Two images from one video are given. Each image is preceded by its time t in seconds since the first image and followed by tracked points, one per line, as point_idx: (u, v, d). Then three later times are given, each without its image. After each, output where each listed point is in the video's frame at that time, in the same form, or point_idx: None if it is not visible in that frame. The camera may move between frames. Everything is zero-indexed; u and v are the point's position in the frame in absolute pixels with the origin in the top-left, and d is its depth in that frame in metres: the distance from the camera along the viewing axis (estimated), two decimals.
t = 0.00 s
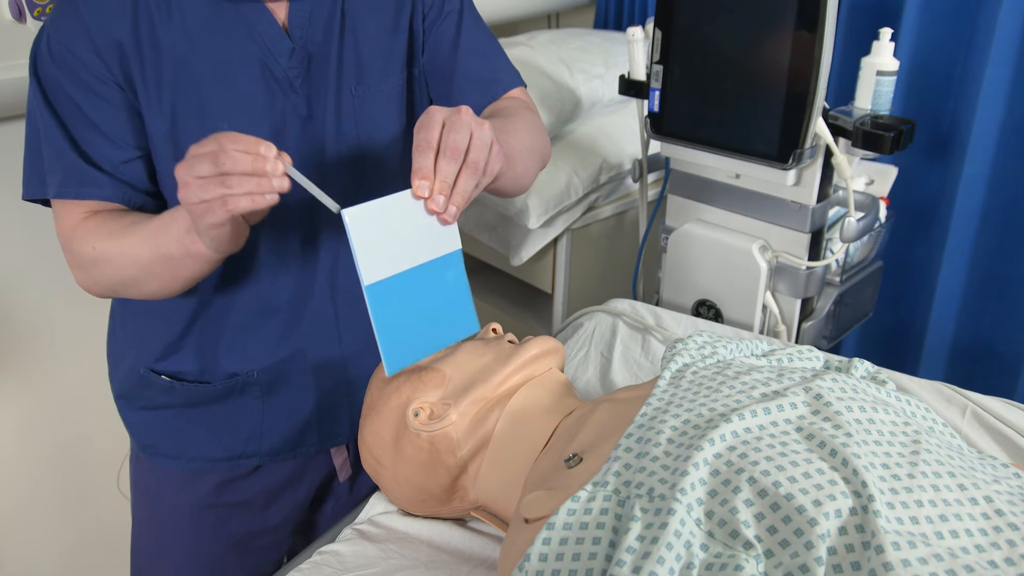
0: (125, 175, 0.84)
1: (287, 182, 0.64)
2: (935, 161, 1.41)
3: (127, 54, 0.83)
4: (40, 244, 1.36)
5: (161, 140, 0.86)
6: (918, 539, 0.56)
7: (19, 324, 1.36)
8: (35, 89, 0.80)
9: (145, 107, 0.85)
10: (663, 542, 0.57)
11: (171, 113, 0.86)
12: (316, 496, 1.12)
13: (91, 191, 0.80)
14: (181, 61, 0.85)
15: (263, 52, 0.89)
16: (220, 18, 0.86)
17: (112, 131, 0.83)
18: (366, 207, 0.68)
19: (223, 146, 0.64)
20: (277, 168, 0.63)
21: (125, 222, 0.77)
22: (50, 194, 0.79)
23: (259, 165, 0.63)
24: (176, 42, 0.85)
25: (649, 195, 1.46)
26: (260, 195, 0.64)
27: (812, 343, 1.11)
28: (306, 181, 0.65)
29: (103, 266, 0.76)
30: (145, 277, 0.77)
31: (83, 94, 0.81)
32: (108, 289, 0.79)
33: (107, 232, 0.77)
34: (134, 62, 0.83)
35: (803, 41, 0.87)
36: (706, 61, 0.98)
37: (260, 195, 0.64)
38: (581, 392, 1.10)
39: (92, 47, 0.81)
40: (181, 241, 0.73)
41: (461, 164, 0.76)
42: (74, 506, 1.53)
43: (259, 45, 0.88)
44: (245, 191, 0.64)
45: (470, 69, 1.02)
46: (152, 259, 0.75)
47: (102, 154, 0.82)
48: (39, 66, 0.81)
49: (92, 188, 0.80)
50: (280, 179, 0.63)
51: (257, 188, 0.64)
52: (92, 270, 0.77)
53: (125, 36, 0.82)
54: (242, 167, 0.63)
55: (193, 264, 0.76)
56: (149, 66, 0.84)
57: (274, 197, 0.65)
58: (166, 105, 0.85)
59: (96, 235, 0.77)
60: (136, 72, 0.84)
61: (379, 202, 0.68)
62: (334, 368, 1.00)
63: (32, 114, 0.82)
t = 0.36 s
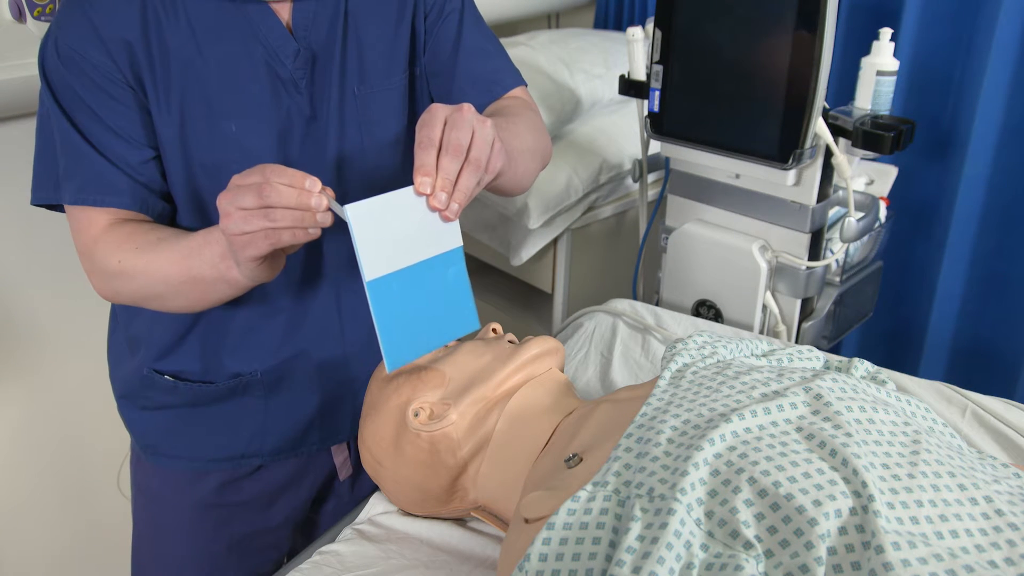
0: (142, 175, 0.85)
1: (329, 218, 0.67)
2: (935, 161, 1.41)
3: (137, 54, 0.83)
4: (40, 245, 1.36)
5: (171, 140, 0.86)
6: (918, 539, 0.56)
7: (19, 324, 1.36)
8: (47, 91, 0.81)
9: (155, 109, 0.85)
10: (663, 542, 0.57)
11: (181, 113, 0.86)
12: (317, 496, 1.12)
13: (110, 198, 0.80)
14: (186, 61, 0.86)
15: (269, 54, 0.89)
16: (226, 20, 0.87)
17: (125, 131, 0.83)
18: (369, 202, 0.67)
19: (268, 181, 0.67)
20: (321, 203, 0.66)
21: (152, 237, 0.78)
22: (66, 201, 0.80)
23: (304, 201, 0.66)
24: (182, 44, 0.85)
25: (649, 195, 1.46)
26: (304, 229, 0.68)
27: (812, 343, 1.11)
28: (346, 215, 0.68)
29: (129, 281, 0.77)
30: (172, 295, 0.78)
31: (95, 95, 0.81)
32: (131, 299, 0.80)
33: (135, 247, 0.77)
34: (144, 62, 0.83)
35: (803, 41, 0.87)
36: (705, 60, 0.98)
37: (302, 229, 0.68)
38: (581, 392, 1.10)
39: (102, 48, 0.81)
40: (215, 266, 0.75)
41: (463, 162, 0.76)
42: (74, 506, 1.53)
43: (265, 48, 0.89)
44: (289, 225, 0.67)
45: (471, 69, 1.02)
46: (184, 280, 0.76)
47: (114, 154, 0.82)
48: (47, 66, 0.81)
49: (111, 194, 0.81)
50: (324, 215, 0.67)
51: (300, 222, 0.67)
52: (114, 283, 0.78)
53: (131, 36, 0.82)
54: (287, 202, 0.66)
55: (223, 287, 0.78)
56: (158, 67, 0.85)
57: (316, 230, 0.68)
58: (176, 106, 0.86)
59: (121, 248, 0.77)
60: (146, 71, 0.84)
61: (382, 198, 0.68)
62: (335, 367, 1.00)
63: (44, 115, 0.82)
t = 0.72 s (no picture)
0: (144, 176, 0.85)
1: (332, 215, 0.67)
2: (935, 161, 1.41)
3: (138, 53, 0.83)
4: (40, 245, 1.36)
5: (174, 140, 0.86)
6: (918, 539, 0.56)
7: (19, 325, 1.36)
8: (49, 92, 0.81)
9: (158, 109, 0.85)
10: (663, 542, 0.57)
11: (184, 114, 0.86)
12: (318, 496, 1.12)
13: (112, 199, 0.80)
14: (187, 62, 0.86)
15: (271, 55, 0.89)
16: (228, 20, 0.87)
17: (127, 132, 0.83)
18: (369, 203, 0.67)
19: (271, 179, 0.67)
20: (323, 201, 0.66)
21: (154, 238, 0.78)
22: (68, 202, 0.80)
23: (306, 199, 0.66)
24: (185, 45, 0.85)
25: (649, 195, 1.46)
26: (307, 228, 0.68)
27: (812, 343, 1.11)
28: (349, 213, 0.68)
29: (131, 282, 0.77)
30: (174, 295, 0.78)
31: (97, 95, 0.81)
32: (133, 299, 0.80)
33: (137, 248, 0.77)
34: (146, 63, 0.83)
35: (802, 41, 0.87)
36: (706, 60, 0.98)
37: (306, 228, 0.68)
38: (581, 392, 1.10)
39: (104, 49, 0.81)
40: (219, 265, 0.75)
41: (465, 163, 0.76)
42: (75, 507, 1.53)
43: (267, 48, 0.89)
44: (293, 223, 0.67)
45: (470, 69, 1.02)
46: (186, 280, 0.76)
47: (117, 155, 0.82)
48: (49, 66, 0.81)
49: (114, 195, 0.81)
50: (326, 214, 0.67)
51: (303, 221, 0.67)
52: (116, 283, 0.78)
53: (133, 37, 0.82)
54: (290, 200, 0.66)
55: (226, 287, 0.78)
56: (161, 66, 0.85)
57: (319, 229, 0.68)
58: (178, 106, 0.86)
59: (123, 249, 0.78)
60: (148, 71, 0.84)
61: (383, 198, 0.68)
62: (336, 367, 1.00)
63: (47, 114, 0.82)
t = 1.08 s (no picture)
0: (143, 175, 0.85)
1: (322, 200, 0.67)
2: (935, 161, 1.41)
3: (140, 54, 0.83)
4: (40, 245, 1.36)
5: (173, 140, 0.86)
6: (918, 539, 0.56)
7: (19, 325, 1.36)
8: (48, 92, 0.80)
9: (158, 109, 0.85)
10: (663, 542, 0.57)
11: (184, 114, 0.86)
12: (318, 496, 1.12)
13: (111, 199, 0.81)
14: (189, 62, 0.86)
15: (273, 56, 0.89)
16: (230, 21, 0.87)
17: (127, 132, 0.83)
18: (384, 214, 0.66)
19: (260, 165, 0.67)
20: (314, 186, 0.66)
21: (148, 232, 0.78)
22: (67, 202, 0.80)
23: (296, 183, 0.66)
24: (186, 46, 0.85)
25: (649, 195, 1.46)
26: (296, 213, 0.67)
27: (812, 343, 1.11)
28: (339, 199, 0.68)
29: (127, 277, 0.77)
30: (169, 289, 0.78)
31: (97, 96, 0.81)
32: (127, 296, 0.80)
33: (131, 243, 0.77)
34: (146, 63, 0.83)
35: (803, 41, 0.87)
36: (706, 60, 0.98)
37: (295, 213, 0.67)
38: (581, 392, 1.10)
39: (105, 50, 0.81)
40: (212, 255, 0.75)
41: (475, 172, 0.77)
42: (75, 507, 1.53)
43: (267, 49, 0.89)
44: (282, 209, 0.67)
45: (471, 69, 1.03)
46: (181, 272, 0.76)
47: (116, 154, 0.82)
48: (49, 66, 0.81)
49: (113, 195, 0.81)
50: (316, 198, 0.66)
51: (292, 206, 0.67)
52: (112, 280, 0.78)
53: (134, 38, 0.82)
54: (279, 185, 0.66)
55: (221, 277, 0.77)
56: (162, 67, 0.85)
57: (309, 215, 0.68)
58: (179, 107, 0.86)
59: (119, 244, 0.78)
60: (148, 71, 0.84)
61: (397, 209, 0.67)
62: (336, 367, 1.00)
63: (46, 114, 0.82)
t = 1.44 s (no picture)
0: (137, 172, 0.84)
1: (297, 214, 0.67)
2: (935, 160, 1.41)
3: (138, 50, 0.83)
4: (40, 245, 1.36)
5: (167, 136, 0.86)
6: (918, 539, 0.56)
7: (19, 324, 1.36)
8: (44, 87, 0.80)
9: (153, 105, 0.85)
10: (663, 542, 0.57)
11: (178, 111, 0.86)
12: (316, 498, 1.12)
13: (104, 194, 0.80)
14: (188, 59, 0.86)
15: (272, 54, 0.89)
16: (228, 18, 0.87)
17: (121, 127, 0.83)
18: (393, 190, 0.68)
19: (238, 170, 0.67)
20: (290, 199, 0.67)
21: (137, 229, 0.78)
22: (60, 196, 0.80)
23: (273, 194, 0.66)
24: (183, 42, 0.85)
25: (649, 195, 1.46)
26: (269, 224, 0.67)
27: (812, 343, 1.11)
28: (316, 214, 0.67)
29: (117, 272, 0.77)
30: (153, 289, 0.78)
31: (91, 91, 0.81)
32: (112, 292, 0.80)
33: (119, 239, 0.77)
34: (142, 59, 0.83)
35: (803, 41, 0.87)
36: (706, 61, 0.98)
37: (269, 223, 0.67)
38: (581, 392, 1.10)
39: (101, 46, 0.81)
40: (190, 256, 0.75)
41: (478, 149, 0.77)
42: (75, 507, 1.53)
43: (266, 47, 0.89)
44: (256, 218, 0.67)
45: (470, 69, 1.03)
46: (162, 271, 0.76)
47: (110, 150, 0.82)
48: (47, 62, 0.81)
49: (104, 190, 0.80)
50: (292, 211, 0.67)
51: (267, 216, 0.67)
52: (99, 275, 0.78)
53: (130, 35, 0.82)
54: (255, 194, 0.66)
55: (200, 279, 0.77)
56: (158, 63, 0.85)
57: (283, 226, 0.68)
58: (173, 104, 0.85)
59: (106, 239, 0.78)
60: (144, 67, 0.84)
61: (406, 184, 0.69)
62: (336, 367, 1.00)
63: (41, 111, 0.82)
